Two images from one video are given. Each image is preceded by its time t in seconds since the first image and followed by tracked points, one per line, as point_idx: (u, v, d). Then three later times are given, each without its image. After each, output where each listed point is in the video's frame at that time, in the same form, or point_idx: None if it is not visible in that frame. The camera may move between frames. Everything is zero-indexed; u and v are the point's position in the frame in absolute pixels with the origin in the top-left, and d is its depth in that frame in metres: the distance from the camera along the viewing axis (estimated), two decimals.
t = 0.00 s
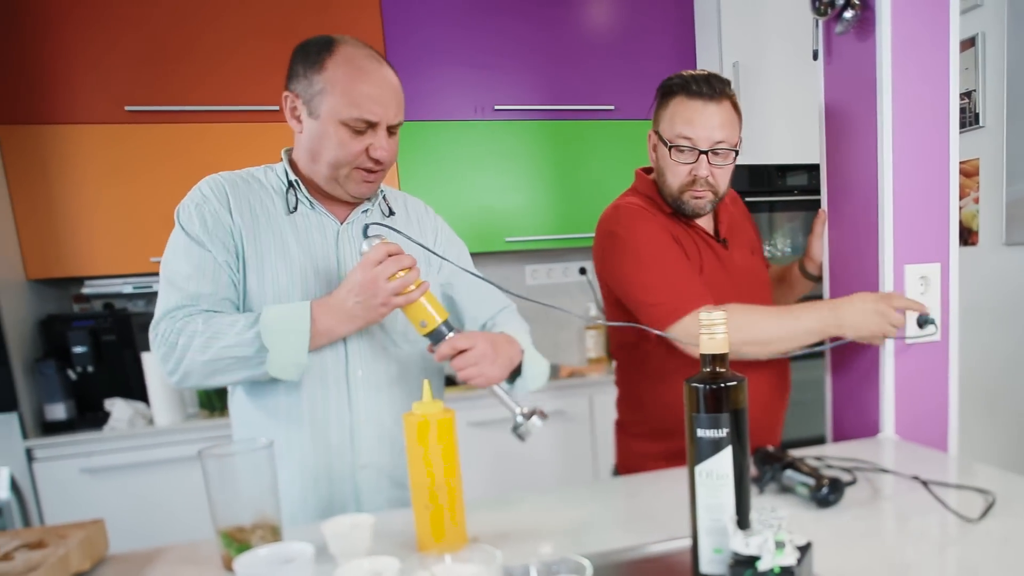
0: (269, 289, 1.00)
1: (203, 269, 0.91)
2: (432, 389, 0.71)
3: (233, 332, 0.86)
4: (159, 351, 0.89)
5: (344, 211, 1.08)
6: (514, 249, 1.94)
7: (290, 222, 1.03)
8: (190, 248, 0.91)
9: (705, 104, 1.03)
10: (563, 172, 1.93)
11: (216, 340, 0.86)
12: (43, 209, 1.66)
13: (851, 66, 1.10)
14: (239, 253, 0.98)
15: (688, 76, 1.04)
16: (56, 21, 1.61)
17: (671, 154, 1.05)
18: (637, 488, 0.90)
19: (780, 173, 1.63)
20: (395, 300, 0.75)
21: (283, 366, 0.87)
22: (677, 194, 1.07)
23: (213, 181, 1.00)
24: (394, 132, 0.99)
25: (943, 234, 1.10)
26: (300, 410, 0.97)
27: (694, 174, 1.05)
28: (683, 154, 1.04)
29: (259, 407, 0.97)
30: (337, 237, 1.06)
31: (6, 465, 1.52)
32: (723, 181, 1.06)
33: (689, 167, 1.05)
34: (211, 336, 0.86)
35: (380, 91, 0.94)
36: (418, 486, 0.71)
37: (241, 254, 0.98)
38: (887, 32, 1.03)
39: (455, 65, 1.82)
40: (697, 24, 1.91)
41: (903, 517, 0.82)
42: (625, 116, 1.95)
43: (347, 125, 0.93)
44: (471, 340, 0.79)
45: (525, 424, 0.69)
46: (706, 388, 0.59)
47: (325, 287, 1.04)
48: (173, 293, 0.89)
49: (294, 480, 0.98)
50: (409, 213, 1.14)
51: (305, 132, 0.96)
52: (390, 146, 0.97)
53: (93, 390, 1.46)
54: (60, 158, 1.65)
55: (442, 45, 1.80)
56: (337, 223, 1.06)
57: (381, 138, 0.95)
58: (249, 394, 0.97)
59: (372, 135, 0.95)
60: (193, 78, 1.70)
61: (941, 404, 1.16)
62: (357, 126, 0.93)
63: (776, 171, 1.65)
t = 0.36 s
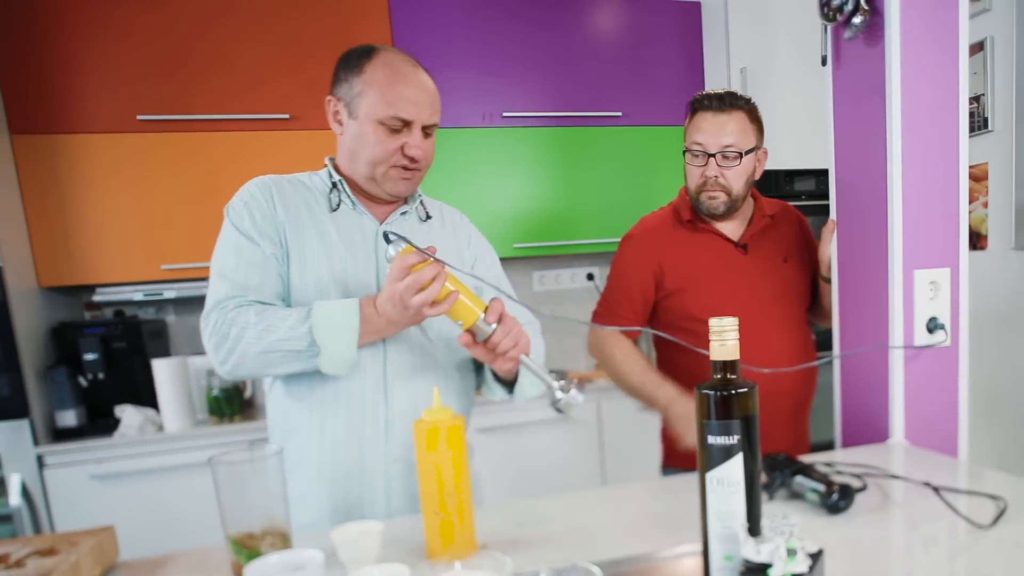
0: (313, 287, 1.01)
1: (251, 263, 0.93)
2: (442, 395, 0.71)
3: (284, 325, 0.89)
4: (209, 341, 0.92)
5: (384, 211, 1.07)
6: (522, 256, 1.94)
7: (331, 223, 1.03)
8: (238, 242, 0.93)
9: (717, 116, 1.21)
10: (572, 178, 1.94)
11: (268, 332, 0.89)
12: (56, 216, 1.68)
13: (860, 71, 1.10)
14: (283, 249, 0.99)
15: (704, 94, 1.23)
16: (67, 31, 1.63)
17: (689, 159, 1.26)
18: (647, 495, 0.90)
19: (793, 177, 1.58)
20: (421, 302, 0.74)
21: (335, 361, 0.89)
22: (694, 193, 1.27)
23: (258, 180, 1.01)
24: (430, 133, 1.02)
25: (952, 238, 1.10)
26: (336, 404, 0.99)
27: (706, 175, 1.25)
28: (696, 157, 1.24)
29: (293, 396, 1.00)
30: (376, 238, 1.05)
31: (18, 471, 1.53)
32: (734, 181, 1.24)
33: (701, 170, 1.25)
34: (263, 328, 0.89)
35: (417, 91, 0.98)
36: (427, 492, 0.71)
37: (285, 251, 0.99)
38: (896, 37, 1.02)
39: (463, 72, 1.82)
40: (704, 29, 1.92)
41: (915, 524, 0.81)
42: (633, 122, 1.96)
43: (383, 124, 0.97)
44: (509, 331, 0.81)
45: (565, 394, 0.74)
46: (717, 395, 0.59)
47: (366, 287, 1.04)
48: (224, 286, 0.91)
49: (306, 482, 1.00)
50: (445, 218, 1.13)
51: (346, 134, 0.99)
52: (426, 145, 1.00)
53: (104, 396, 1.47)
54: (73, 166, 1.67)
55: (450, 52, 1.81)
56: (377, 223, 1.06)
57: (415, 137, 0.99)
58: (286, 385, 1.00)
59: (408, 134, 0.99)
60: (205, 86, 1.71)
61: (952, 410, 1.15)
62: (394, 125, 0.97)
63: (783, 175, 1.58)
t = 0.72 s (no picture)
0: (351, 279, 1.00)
1: (290, 250, 0.93)
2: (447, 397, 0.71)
3: (318, 308, 0.88)
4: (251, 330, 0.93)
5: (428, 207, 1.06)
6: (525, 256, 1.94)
7: (373, 218, 1.02)
8: (281, 232, 0.94)
9: (726, 115, 1.25)
10: (578, 178, 1.94)
11: (300, 314, 0.88)
12: (62, 218, 1.68)
13: (866, 72, 1.09)
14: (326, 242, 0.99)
15: (715, 97, 1.28)
16: (71, 33, 1.63)
17: (699, 157, 1.29)
18: (654, 495, 0.89)
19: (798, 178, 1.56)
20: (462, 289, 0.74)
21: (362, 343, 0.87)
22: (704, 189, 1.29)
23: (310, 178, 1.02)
24: (459, 127, 0.95)
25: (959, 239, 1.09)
26: (369, 389, 1.00)
27: (715, 172, 1.27)
28: (706, 155, 1.27)
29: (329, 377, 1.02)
30: (416, 235, 1.04)
31: (23, 473, 1.53)
32: (742, 178, 1.25)
33: (711, 167, 1.27)
34: (296, 310, 0.88)
35: (436, 83, 0.91)
36: (433, 492, 0.71)
37: (325, 245, 1.00)
38: (902, 37, 1.02)
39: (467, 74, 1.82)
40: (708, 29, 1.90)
41: (925, 526, 0.80)
42: (637, 123, 1.95)
43: (403, 118, 0.93)
44: (535, 346, 0.77)
45: (544, 443, 0.70)
46: (724, 397, 0.58)
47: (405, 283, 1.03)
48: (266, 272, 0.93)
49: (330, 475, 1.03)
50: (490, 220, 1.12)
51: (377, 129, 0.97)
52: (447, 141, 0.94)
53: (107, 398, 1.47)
54: (79, 167, 1.67)
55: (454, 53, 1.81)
56: (419, 220, 1.05)
57: (433, 131, 0.92)
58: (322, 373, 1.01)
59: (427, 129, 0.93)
60: (209, 88, 1.71)
61: (959, 411, 1.14)
62: (412, 119, 0.92)
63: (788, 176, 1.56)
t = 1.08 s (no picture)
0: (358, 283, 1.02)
1: (288, 258, 0.96)
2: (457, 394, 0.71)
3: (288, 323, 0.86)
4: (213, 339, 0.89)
5: (447, 206, 1.07)
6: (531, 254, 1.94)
7: (391, 218, 1.05)
8: (282, 240, 0.98)
9: (717, 121, 1.30)
10: (587, 175, 1.93)
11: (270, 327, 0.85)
12: (73, 216, 1.69)
13: (878, 68, 1.08)
14: (330, 247, 1.02)
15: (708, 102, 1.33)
16: (81, 31, 1.64)
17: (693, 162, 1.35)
18: (663, 494, 0.89)
19: (808, 176, 1.56)
20: (263, 374, 0.72)
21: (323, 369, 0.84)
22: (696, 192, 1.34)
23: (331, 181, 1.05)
24: (470, 125, 0.96)
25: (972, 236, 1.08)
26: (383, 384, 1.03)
27: (706, 176, 1.33)
28: (699, 159, 1.33)
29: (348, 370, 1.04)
30: (434, 233, 1.05)
31: (34, 469, 1.54)
32: (733, 181, 1.30)
33: (703, 171, 1.33)
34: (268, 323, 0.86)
35: (446, 82, 0.93)
36: (442, 491, 0.71)
37: (334, 251, 1.02)
38: (914, 33, 1.01)
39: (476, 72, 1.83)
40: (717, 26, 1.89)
41: (937, 527, 0.80)
42: (645, 121, 1.95)
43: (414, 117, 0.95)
44: (563, 359, 0.78)
45: (567, 452, 0.73)
46: (736, 395, 0.58)
47: (422, 282, 1.05)
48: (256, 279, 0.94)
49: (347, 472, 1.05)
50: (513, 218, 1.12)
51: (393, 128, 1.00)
52: (457, 139, 0.95)
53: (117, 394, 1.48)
54: (89, 165, 1.68)
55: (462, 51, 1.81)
56: (439, 218, 1.06)
57: (441, 131, 0.94)
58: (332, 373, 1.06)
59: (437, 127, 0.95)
60: (219, 86, 1.71)
61: (971, 410, 1.13)
62: (421, 118, 0.94)
63: (797, 174, 1.57)
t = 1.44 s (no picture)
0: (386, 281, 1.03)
1: (332, 250, 0.93)
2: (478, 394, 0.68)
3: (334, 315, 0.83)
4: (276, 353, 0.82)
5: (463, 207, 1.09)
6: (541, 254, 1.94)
7: (410, 217, 1.05)
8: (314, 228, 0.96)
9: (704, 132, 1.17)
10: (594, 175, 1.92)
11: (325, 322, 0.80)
12: (86, 214, 1.70)
13: (893, 69, 1.08)
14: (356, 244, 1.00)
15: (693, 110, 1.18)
16: (96, 31, 1.65)
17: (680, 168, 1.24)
18: (674, 496, 0.89)
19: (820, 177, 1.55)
20: (439, 399, 0.64)
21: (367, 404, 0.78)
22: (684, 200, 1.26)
23: (341, 181, 1.04)
24: (498, 127, 0.96)
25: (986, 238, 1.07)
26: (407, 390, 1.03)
27: (695, 185, 1.23)
28: (687, 168, 1.22)
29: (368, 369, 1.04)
30: (454, 232, 1.06)
31: (47, 464, 1.56)
32: (722, 189, 1.23)
33: (692, 180, 1.23)
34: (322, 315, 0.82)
35: (477, 85, 0.92)
36: (457, 490, 0.69)
37: (360, 247, 1.01)
38: (930, 34, 1.00)
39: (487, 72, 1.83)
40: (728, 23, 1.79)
41: (949, 530, 0.79)
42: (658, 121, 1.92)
43: (442, 119, 0.95)
44: (576, 356, 0.77)
45: (575, 447, 0.73)
46: (751, 397, 0.58)
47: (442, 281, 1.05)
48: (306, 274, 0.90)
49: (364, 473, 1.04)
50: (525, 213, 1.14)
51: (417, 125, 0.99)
52: (486, 142, 0.95)
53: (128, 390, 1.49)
54: (102, 163, 1.69)
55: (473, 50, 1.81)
56: (456, 217, 1.07)
57: (472, 133, 0.94)
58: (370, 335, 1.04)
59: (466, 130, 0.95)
60: (230, 84, 1.72)
61: (984, 413, 1.13)
62: (451, 120, 0.94)
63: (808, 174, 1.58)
